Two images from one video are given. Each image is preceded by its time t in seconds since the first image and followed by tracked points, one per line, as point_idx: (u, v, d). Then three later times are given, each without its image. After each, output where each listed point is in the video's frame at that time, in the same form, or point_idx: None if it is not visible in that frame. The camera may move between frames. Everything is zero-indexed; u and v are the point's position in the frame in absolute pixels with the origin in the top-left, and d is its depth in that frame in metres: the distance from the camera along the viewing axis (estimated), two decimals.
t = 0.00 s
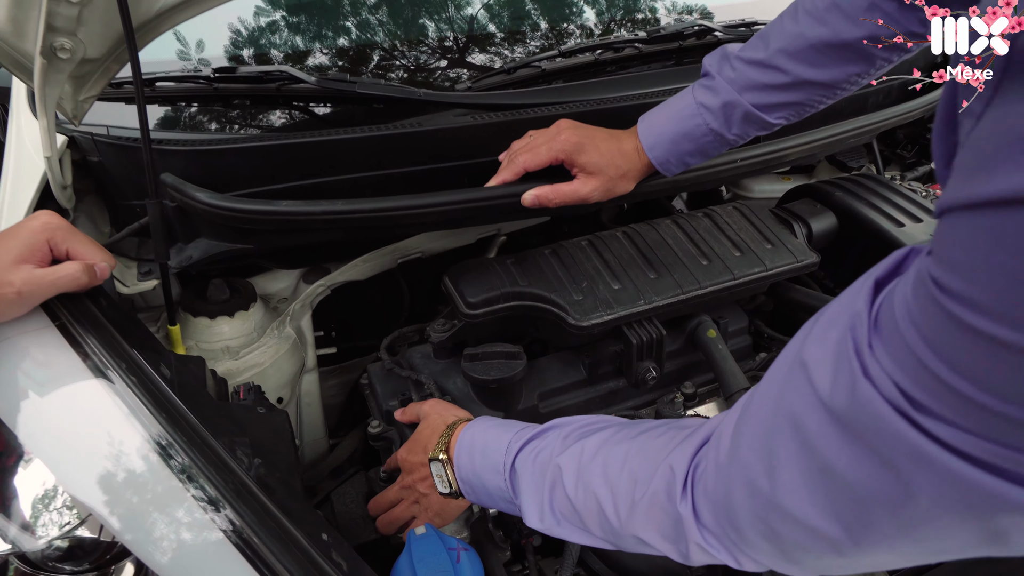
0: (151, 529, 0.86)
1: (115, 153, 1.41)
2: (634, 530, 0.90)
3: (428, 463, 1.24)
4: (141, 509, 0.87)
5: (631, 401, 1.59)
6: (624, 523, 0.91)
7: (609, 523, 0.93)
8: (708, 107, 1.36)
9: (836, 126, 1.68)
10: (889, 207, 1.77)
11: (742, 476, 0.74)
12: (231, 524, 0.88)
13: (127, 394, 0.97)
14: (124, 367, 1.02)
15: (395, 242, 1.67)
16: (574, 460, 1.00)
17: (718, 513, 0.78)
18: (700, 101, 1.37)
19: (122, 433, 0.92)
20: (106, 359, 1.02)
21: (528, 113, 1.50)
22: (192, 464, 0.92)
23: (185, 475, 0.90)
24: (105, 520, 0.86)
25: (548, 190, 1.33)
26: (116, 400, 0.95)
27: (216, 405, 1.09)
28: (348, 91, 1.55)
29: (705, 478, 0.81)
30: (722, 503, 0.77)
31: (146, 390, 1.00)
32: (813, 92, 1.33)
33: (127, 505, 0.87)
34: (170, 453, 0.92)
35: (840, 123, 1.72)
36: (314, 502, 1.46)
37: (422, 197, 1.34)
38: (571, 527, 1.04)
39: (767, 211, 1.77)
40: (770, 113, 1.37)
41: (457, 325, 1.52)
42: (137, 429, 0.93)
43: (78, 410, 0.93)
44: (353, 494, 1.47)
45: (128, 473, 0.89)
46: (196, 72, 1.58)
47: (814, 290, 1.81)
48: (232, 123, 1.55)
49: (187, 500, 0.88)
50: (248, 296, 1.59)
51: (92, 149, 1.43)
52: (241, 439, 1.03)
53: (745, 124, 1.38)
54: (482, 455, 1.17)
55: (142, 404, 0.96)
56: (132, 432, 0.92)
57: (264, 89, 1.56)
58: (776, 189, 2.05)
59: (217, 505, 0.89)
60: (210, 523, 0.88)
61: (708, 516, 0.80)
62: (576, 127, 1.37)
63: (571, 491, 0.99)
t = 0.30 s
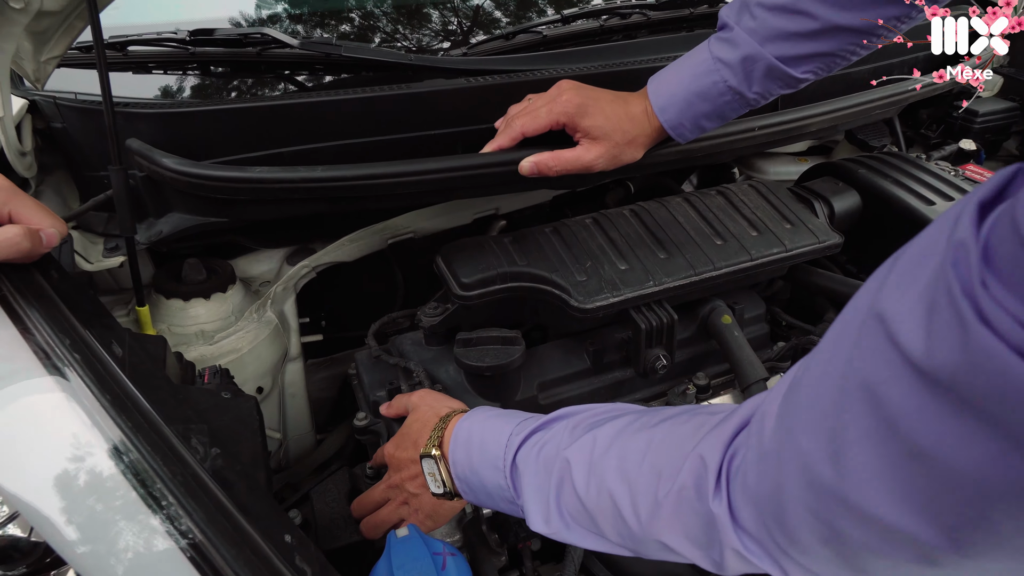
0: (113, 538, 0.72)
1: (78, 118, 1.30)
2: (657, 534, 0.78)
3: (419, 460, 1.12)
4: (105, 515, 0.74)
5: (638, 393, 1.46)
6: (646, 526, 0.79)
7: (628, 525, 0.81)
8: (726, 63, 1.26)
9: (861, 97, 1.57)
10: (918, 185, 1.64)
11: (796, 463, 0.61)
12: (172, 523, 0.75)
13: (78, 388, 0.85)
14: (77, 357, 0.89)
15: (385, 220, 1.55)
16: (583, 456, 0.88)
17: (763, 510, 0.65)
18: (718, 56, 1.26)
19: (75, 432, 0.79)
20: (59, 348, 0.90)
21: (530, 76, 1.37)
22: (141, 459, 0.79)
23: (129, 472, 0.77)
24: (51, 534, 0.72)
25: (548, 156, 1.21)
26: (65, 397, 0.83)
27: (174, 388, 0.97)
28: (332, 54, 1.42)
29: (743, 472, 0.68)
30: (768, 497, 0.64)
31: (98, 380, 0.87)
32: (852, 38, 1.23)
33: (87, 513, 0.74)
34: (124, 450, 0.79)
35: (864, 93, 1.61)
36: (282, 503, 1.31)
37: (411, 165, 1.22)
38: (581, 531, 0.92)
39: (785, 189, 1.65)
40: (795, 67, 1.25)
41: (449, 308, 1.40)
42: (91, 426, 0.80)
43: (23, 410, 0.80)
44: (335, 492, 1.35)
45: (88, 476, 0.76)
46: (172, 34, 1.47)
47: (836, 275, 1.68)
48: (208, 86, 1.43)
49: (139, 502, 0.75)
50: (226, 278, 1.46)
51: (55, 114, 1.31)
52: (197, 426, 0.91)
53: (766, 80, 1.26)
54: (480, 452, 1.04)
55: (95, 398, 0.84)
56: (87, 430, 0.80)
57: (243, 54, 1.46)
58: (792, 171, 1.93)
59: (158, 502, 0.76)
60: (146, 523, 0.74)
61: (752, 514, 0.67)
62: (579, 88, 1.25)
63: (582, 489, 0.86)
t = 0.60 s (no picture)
0: (98, 557, 0.64)
1: (71, 103, 1.22)
2: (739, 565, 0.65)
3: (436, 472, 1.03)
4: (92, 531, 0.65)
5: (664, 404, 1.36)
6: (726, 554, 0.66)
7: (701, 553, 0.68)
8: (769, 41, 1.20)
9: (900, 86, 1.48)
10: (964, 183, 1.53)
11: (932, 471, 0.48)
12: (147, 543, 0.66)
13: (47, 389, 0.75)
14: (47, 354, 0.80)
15: (394, 215, 1.46)
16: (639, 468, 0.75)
17: (884, 540, 0.53)
18: (759, 34, 1.20)
19: (44, 441, 0.70)
20: (28, 344, 0.81)
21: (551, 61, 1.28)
22: (115, 469, 0.70)
23: (102, 484, 0.69)
24: (17, 558, 0.63)
25: (571, 143, 1.11)
26: (33, 400, 0.74)
27: (161, 392, 0.88)
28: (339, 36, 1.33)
29: (847, 490, 0.56)
30: (895, 519, 0.51)
31: (72, 379, 0.78)
32: (906, 11, 1.21)
33: (71, 529, 0.65)
34: (99, 460, 0.70)
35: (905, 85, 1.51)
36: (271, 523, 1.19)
37: (424, 153, 1.13)
38: (639, 559, 0.78)
39: (820, 187, 1.55)
40: (841, 45, 1.19)
41: (462, 309, 1.31)
42: (61, 433, 0.71)
43: None
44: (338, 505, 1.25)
45: (63, 490, 0.67)
46: (172, 17, 1.42)
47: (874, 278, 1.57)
48: (208, 70, 1.35)
49: (117, 518, 0.67)
50: (226, 275, 1.38)
51: (46, 98, 1.24)
52: (183, 435, 0.82)
53: (812, 60, 1.20)
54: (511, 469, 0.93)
55: (68, 400, 0.75)
56: (58, 438, 0.71)
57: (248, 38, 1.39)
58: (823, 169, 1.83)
59: (131, 519, 0.67)
60: (120, 544, 0.65)
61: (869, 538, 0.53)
62: (604, 71, 1.18)
63: (643, 503, 0.73)
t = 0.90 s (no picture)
0: (108, 565, 0.59)
1: (94, 92, 1.18)
2: None
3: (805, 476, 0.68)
4: (104, 537, 0.60)
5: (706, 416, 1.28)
6: None
7: None
8: (837, 23, 1.13)
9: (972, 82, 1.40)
10: None
11: None
12: (157, 556, 0.59)
13: (58, 386, 0.71)
14: (60, 347, 0.75)
15: (424, 214, 1.40)
16: (892, 468, 0.61)
17: None
18: (825, 15, 1.13)
19: (56, 439, 0.66)
20: (39, 336, 0.76)
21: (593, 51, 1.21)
22: (127, 473, 0.65)
23: (113, 488, 0.63)
24: (23, 567, 0.58)
25: (615, 137, 1.05)
26: (43, 397, 0.69)
27: (179, 394, 0.82)
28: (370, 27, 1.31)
29: None
30: None
31: (83, 375, 0.73)
32: None
33: (82, 535, 0.60)
34: (109, 462, 0.65)
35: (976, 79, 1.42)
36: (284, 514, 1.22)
37: (459, 147, 1.07)
38: None
39: (872, 190, 1.46)
40: (916, 27, 1.13)
41: (494, 313, 1.24)
42: (72, 432, 0.67)
43: None
44: (360, 517, 1.18)
45: (73, 493, 0.63)
46: (199, 7, 1.40)
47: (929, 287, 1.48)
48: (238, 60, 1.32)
49: (128, 524, 0.61)
50: (249, 273, 1.33)
51: (69, 88, 1.20)
52: (202, 441, 0.75)
53: (885, 45, 1.13)
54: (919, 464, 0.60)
55: (79, 397, 0.70)
56: (68, 438, 0.66)
57: (276, 30, 1.37)
58: (870, 173, 1.75)
59: (143, 528, 0.61)
60: (130, 555, 0.59)
61: (905, 519, 0.60)
62: (650, 60, 1.12)
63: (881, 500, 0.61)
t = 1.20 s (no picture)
0: (115, 566, 0.57)
1: (110, 88, 1.18)
2: None
3: None
4: (112, 538, 0.59)
5: (725, 423, 1.24)
6: None
7: None
8: None
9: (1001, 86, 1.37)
10: None
11: None
12: (164, 558, 0.58)
13: (67, 385, 0.70)
14: (69, 341, 0.75)
15: (438, 214, 1.38)
16: None
17: None
18: None
19: (64, 438, 0.65)
20: (50, 333, 0.75)
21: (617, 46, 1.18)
22: (133, 474, 0.63)
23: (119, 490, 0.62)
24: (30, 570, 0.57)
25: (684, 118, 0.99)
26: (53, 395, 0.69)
27: (188, 391, 0.80)
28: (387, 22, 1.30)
29: None
30: None
31: (92, 371, 0.72)
32: None
33: (89, 535, 0.59)
34: (116, 462, 0.64)
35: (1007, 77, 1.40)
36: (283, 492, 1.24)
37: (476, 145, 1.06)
38: None
39: (898, 193, 1.43)
40: None
41: (510, 314, 1.22)
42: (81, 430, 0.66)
43: (3, 419, 0.66)
44: (371, 520, 1.16)
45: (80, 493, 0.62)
46: (217, 3, 1.40)
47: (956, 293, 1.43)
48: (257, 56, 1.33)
49: (135, 526, 0.60)
50: (262, 271, 1.32)
51: (85, 84, 1.20)
52: (210, 440, 0.74)
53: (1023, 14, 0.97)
54: None
55: (87, 395, 0.69)
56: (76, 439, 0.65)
57: (294, 26, 1.38)
58: (894, 177, 1.71)
59: (149, 529, 0.60)
60: (138, 557, 0.58)
61: None
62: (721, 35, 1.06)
63: None
